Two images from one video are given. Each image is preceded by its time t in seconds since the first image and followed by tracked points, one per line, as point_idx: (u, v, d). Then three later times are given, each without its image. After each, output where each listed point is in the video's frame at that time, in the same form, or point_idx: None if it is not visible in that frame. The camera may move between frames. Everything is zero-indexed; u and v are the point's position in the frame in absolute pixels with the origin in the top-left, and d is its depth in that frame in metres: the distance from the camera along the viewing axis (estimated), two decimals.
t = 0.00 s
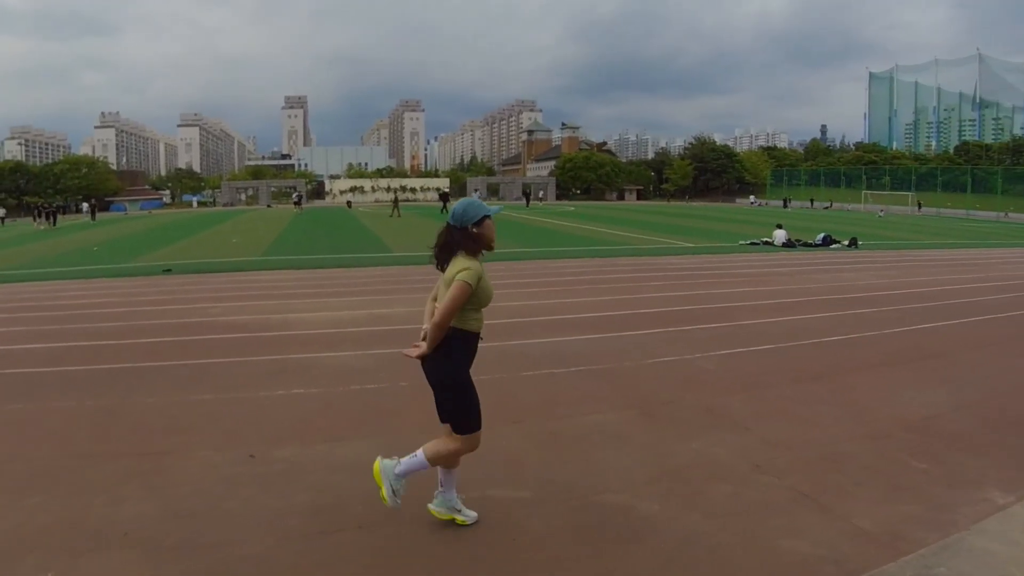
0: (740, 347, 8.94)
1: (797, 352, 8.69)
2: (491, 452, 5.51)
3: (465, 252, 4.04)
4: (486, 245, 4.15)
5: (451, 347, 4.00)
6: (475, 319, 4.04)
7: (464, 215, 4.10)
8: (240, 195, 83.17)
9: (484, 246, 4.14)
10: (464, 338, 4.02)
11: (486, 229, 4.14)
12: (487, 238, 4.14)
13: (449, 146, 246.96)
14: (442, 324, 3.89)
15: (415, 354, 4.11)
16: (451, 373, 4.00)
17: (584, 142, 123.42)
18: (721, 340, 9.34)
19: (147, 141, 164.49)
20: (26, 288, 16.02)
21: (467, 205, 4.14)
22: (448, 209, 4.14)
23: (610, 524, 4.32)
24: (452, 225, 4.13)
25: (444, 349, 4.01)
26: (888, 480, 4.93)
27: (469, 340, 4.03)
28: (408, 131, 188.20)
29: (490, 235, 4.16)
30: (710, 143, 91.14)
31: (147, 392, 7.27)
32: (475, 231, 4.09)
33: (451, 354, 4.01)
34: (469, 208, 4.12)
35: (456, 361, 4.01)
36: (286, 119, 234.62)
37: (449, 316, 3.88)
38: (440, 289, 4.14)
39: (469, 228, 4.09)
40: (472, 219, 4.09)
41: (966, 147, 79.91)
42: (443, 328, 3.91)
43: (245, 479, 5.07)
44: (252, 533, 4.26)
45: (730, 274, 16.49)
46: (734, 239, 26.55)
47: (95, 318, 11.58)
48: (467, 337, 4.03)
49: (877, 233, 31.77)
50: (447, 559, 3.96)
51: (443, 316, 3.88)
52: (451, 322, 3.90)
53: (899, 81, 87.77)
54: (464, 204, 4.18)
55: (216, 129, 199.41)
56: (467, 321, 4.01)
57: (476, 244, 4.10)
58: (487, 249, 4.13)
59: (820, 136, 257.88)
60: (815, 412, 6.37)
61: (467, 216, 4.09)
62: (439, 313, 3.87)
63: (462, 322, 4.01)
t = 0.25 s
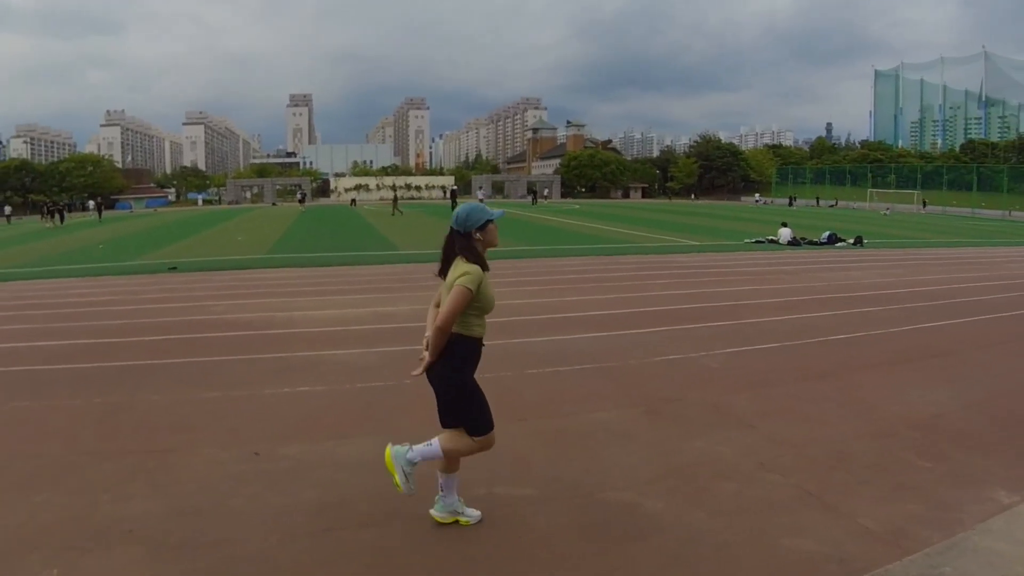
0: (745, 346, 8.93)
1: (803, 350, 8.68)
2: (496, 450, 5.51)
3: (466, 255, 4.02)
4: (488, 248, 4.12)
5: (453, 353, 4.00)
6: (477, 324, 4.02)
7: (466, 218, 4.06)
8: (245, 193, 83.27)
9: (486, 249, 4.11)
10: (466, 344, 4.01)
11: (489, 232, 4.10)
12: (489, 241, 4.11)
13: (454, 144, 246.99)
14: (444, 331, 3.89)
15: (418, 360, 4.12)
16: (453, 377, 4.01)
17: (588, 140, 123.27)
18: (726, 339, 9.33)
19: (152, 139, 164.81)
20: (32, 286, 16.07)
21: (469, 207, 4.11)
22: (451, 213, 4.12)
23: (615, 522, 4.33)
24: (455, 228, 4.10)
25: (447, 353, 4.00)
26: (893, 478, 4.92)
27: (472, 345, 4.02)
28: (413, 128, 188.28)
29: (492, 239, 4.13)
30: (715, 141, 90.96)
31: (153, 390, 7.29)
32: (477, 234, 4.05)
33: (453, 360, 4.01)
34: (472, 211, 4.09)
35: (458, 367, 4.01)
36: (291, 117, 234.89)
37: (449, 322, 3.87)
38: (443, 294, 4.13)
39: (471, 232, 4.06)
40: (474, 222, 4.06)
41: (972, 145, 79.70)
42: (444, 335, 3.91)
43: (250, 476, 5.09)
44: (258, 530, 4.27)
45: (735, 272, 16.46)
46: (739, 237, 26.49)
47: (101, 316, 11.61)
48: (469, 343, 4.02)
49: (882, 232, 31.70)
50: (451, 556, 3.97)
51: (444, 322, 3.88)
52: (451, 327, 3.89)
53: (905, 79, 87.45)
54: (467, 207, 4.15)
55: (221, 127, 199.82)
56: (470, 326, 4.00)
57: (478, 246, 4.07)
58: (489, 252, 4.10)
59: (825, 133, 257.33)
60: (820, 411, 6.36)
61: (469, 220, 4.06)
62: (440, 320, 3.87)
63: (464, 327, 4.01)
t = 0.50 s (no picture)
0: (749, 344, 8.91)
1: (809, 348, 8.65)
2: (499, 448, 5.51)
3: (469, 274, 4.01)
4: (491, 266, 4.10)
5: (457, 372, 4.00)
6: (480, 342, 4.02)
7: (469, 237, 4.04)
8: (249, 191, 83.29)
9: (489, 267, 4.09)
10: (470, 362, 4.01)
11: (492, 250, 4.09)
12: (491, 260, 4.08)
13: (458, 142, 246.99)
14: (448, 352, 3.89)
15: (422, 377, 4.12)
16: (458, 398, 4.01)
17: (593, 138, 123.09)
18: (731, 337, 9.31)
19: (157, 137, 165.13)
20: (39, 283, 16.15)
21: (472, 224, 4.08)
22: (453, 229, 4.09)
23: (618, 521, 4.32)
24: (457, 244, 4.08)
25: (451, 372, 4.00)
26: (898, 477, 4.91)
27: (475, 363, 4.02)
28: (417, 126, 188.32)
29: (495, 257, 4.10)
30: (720, 139, 90.80)
31: (157, 388, 7.31)
32: (479, 253, 4.04)
33: (457, 378, 4.01)
34: (475, 229, 4.06)
35: (461, 385, 4.00)
36: (295, 114, 235.17)
37: (452, 345, 3.87)
38: (445, 310, 4.12)
39: (474, 251, 4.04)
40: (475, 241, 4.04)
41: (978, 143, 79.36)
42: (449, 356, 3.90)
43: (254, 474, 5.10)
44: (260, 528, 4.28)
45: (739, 270, 16.43)
46: (744, 236, 26.47)
47: (106, 314, 11.66)
48: (473, 361, 4.02)
49: (889, 230, 31.59)
50: (453, 555, 3.97)
51: (449, 343, 3.87)
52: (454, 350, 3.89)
53: (911, 77, 87.14)
54: (470, 222, 4.13)
55: (226, 125, 200.12)
56: (473, 344, 4.00)
57: (480, 265, 4.05)
58: (492, 270, 4.08)
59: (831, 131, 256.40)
60: (825, 409, 6.35)
61: (470, 238, 4.04)
62: (445, 341, 3.86)
63: (468, 345, 4.00)
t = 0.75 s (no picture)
0: (754, 342, 8.90)
1: (814, 347, 8.64)
2: (503, 446, 5.51)
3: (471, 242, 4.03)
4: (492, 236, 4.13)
5: (462, 341, 3.99)
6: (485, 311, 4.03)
7: (471, 206, 4.08)
8: (254, 189, 83.39)
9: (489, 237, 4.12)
10: (474, 332, 4.01)
11: (492, 219, 4.12)
12: (491, 229, 4.12)
13: (463, 140, 247.00)
14: (455, 318, 3.89)
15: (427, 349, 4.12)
16: (464, 366, 4.01)
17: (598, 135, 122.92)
18: (735, 335, 9.30)
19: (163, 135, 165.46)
20: (46, 281, 16.21)
21: (473, 194, 4.12)
22: (452, 201, 4.12)
23: (622, 519, 4.33)
24: (454, 215, 4.11)
25: (456, 341, 3.99)
26: (903, 475, 4.90)
27: (479, 333, 4.02)
28: (422, 124, 188.40)
29: (495, 226, 4.14)
30: (726, 137, 90.66)
31: (163, 385, 7.33)
32: (480, 223, 4.07)
33: (462, 347, 4.00)
34: (475, 199, 4.10)
35: (467, 355, 4.00)
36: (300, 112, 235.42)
37: (459, 310, 3.87)
38: (448, 281, 4.13)
39: (474, 221, 4.08)
40: (476, 211, 4.07)
41: (984, 142, 79.10)
42: (455, 323, 3.91)
43: (259, 471, 5.12)
44: (265, 525, 4.29)
45: (744, 268, 16.41)
46: (749, 234, 26.43)
47: (112, 312, 11.69)
48: (477, 330, 4.02)
49: (894, 228, 31.52)
50: (458, 553, 3.97)
51: (455, 309, 3.87)
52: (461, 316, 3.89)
53: (917, 75, 86.86)
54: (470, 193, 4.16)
55: (231, 123, 200.45)
56: (477, 312, 4.00)
57: (481, 234, 4.09)
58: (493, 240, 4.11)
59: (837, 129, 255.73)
60: (830, 408, 6.34)
61: (471, 208, 4.07)
62: (452, 307, 3.86)
63: (472, 313, 4.00)
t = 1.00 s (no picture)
0: (759, 341, 8.88)
1: (819, 346, 8.61)
2: (507, 444, 5.52)
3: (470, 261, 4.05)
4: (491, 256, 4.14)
5: (460, 359, 4.00)
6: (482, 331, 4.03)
7: (471, 225, 4.08)
8: (259, 186, 83.52)
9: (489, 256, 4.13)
10: (472, 350, 4.02)
11: (492, 238, 4.13)
12: (491, 249, 4.13)
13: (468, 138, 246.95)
14: (453, 337, 3.89)
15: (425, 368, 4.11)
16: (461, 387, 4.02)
17: (603, 133, 122.73)
18: (740, 334, 9.28)
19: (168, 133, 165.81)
20: (52, 279, 16.27)
21: (473, 212, 4.13)
22: (453, 218, 4.13)
23: (626, 518, 4.33)
24: (457, 233, 4.12)
25: (454, 359, 4.00)
26: (907, 475, 4.89)
27: (477, 351, 4.03)
28: (427, 122, 188.42)
29: (494, 245, 4.15)
30: (731, 135, 90.47)
31: (168, 383, 7.35)
32: (480, 241, 4.08)
33: (459, 365, 4.01)
34: (476, 217, 4.11)
35: (464, 372, 4.01)
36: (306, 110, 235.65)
37: (457, 330, 3.87)
38: (446, 299, 4.14)
39: (474, 239, 4.08)
40: (477, 229, 4.08)
41: (990, 140, 78.73)
42: (453, 341, 3.91)
43: (264, 469, 5.13)
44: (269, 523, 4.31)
45: (749, 266, 16.38)
46: (754, 233, 26.37)
47: (118, 309, 11.73)
48: (476, 348, 4.03)
49: (900, 227, 31.40)
50: (462, 551, 3.98)
51: (453, 329, 3.88)
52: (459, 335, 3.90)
53: (923, 73, 86.53)
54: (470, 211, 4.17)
55: (236, 122, 200.86)
56: (475, 330, 4.02)
57: (481, 253, 4.10)
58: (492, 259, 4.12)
59: (842, 126, 255.12)
60: (835, 407, 6.32)
61: (471, 226, 4.08)
62: (450, 326, 3.87)
63: (471, 332, 4.01)
